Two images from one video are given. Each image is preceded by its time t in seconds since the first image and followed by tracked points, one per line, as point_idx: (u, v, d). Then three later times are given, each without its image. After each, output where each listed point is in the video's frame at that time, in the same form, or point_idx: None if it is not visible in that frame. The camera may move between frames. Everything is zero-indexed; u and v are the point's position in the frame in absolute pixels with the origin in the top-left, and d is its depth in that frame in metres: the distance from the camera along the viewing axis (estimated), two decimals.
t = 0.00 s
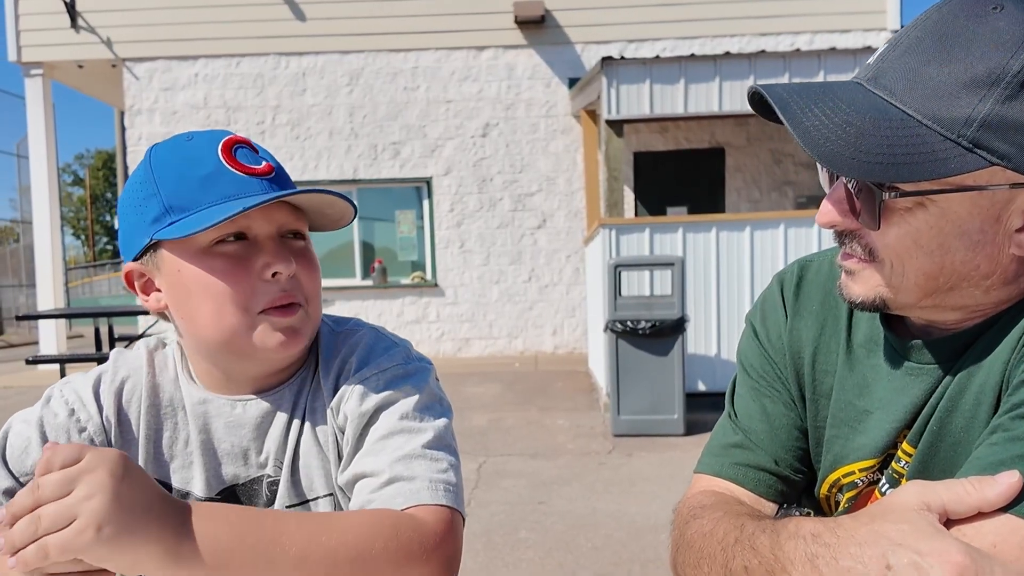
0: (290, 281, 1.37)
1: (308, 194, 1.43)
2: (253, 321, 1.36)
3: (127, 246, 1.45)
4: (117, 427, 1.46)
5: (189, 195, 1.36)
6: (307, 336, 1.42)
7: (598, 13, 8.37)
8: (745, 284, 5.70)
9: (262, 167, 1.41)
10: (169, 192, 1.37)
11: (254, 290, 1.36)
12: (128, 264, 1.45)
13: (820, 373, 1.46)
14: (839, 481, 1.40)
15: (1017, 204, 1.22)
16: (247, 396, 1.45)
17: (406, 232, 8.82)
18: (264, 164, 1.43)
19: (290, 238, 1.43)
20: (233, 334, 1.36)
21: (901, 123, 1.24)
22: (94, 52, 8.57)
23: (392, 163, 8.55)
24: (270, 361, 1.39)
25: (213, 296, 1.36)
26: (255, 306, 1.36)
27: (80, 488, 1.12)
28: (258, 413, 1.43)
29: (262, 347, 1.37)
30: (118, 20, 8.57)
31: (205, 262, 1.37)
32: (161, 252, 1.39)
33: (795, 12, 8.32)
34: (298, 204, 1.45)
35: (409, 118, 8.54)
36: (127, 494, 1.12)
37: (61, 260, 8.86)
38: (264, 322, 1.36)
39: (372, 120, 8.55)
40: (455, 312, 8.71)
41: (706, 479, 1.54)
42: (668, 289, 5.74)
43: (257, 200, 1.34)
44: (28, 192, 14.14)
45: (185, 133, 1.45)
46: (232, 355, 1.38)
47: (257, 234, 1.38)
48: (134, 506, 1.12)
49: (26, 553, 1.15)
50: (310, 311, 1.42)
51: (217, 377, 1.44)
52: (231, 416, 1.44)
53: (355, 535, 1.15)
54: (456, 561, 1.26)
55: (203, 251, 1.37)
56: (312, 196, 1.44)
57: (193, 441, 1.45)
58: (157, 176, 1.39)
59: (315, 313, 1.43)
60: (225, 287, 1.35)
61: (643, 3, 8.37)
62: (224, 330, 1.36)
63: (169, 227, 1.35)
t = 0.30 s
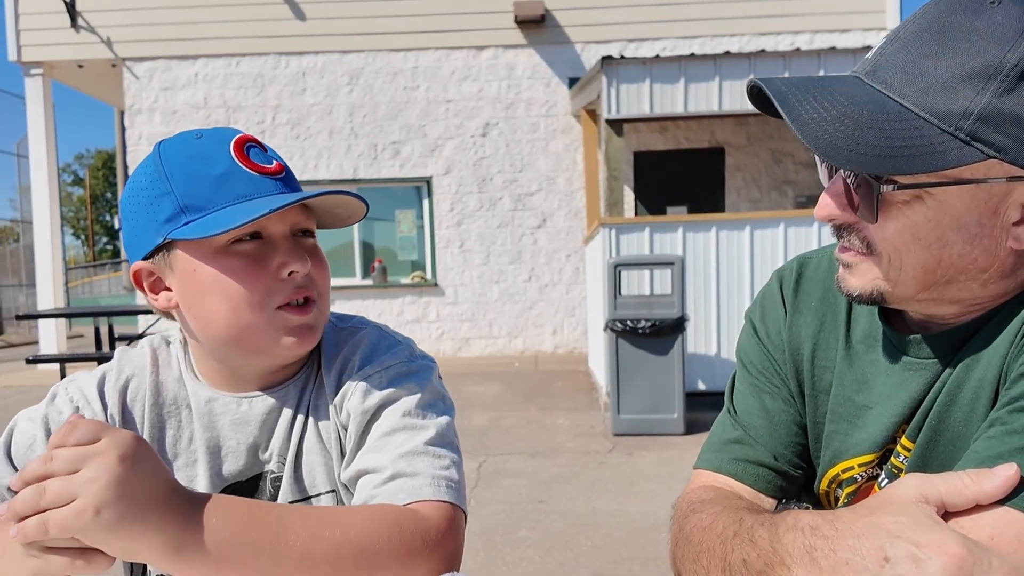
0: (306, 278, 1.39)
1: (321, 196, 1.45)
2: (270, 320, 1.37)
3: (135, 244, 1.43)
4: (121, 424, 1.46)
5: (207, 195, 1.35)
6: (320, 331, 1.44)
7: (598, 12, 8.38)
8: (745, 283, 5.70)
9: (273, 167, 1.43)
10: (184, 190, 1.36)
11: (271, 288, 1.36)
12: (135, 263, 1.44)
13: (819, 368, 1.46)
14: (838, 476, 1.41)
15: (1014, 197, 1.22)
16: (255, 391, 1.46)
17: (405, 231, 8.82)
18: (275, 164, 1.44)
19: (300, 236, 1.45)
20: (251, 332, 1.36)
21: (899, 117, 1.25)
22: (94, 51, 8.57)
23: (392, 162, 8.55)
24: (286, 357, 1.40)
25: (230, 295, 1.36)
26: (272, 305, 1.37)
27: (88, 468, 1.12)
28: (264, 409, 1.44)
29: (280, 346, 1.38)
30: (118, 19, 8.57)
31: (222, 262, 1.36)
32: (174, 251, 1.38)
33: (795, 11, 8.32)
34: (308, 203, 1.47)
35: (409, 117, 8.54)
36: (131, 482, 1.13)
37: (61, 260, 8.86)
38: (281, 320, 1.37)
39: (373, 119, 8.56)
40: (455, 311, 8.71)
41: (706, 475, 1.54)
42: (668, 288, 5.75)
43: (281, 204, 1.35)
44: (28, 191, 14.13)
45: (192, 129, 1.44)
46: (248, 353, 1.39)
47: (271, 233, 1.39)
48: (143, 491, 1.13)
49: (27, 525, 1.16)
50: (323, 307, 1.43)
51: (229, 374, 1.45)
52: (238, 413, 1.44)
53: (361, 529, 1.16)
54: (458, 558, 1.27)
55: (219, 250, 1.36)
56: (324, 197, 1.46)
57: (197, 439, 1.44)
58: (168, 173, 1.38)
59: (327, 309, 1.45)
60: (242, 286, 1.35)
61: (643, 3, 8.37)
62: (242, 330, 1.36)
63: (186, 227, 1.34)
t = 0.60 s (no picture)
0: (310, 274, 1.39)
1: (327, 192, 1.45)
2: (273, 314, 1.37)
3: (140, 235, 1.43)
4: (125, 418, 1.47)
5: (214, 187, 1.36)
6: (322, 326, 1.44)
7: (598, 11, 8.38)
8: (745, 282, 5.71)
9: (281, 161, 1.42)
10: (191, 182, 1.36)
11: (274, 283, 1.37)
12: (140, 252, 1.44)
13: (818, 362, 1.47)
14: (838, 469, 1.41)
15: (1014, 189, 1.23)
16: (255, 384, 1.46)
17: (405, 231, 8.82)
18: (284, 158, 1.44)
19: (306, 231, 1.44)
20: (254, 325, 1.37)
21: (901, 108, 1.25)
22: (95, 51, 8.58)
23: (392, 161, 8.55)
24: (287, 352, 1.41)
25: (233, 288, 1.36)
26: (275, 299, 1.37)
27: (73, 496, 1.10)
28: (267, 401, 1.44)
29: (282, 340, 1.38)
30: (118, 18, 8.57)
31: (228, 255, 1.37)
32: (179, 242, 1.39)
33: (795, 10, 8.33)
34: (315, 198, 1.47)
35: (409, 116, 8.55)
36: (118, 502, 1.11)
37: (61, 259, 8.87)
38: (284, 314, 1.38)
39: (373, 118, 8.56)
40: (454, 310, 8.72)
41: (706, 468, 1.54)
42: (668, 287, 5.76)
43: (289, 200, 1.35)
44: (27, 190, 14.14)
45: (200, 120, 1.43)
46: (250, 346, 1.39)
47: (277, 227, 1.39)
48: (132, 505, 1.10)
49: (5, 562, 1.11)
50: (326, 303, 1.44)
51: (231, 367, 1.45)
52: (241, 406, 1.44)
53: (367, 523, 1.17)
54: (457, 549, 1.27)
55: (224, 243, 1.36)
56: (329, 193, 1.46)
57: (200, 432, 1.45)
58: (176, 163, 1.38)
59: (329, 304, 1.45)
60: (246, 279, 1.36)
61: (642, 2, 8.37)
62: (245, 322, 1.37)
63: (193, 219, 1.34)
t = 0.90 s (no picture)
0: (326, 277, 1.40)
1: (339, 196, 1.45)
2: (291, 318, 1.38)
3: (152, 240, 1.41)
4: (133, 411, 1.47)
5: (230, 194, 1.35)
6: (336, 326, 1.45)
7: (598, 10, 8.37)
8: (745, 281, 5.71)
9: (290, 163, 1.42)
10: (206, 190, 1.35)
11: (291, 288, 1.37)
12: (152, 258, 1.43)
13: (820, 359, 1.47)
14: (839, 464, 1.41)
15: (1018, 186, 1.23)
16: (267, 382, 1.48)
17: (405, 230, 8.82)
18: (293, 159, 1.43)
19: (317, 232, 1.44)
20: (273, 330, 1.38)
21: (905, 105, 1.25)
22: (95, 50, 8.57)
23: (393, 160, 8.55)
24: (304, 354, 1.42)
25: (251, 295, 1.37)
26: (292, 303, 1.38)
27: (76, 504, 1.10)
28: (272, 396, 1.45)
29: (300, 343, 1.40)
30: (118, 17, 8.56)
31: (244, 263, 1.36)
32: (194, 250, 1.38)
33: (795, 9, 8.33)
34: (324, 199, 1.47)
35: (410, 115, 8.55)
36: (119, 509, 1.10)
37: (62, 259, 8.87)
38: (301, 318, 1.39)
39: (373, 118, 8.56)
40: (455, 310, 8.73)
41: (707, 463, 1.55)
42: (668, 286, 5.76)
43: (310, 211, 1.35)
44: (27, 190, 14.15)
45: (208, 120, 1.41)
46: (268, 350, 1.40)
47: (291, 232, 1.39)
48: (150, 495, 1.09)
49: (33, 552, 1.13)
50: (340, 302, 1.45)
51: (246, 367, 1.46)
52: (247, 401, 1.45)
53: (373, 519, 1.17)
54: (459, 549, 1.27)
55: (240, 251, 1.36)
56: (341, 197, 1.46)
57: (206, 426, 1.46)
58: (186, 169, 1.35)
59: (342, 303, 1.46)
60: (264, 285, 1.36)
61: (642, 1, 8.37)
62: (263, 328, 1.37)
63: (210, 229, 1.34)
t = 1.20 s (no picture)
0: (328, 267, 1.41)
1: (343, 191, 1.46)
2: (292, 307, 1.39)
3: (156, 229, 1.42)
4: (137, 405, 1.48)
5: (234, 184, 1.36)
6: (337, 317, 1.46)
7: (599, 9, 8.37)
8: (746, 280, 5.72)
9: (295, 156, 1.43)
10: (210, 178, 1.36)
11: (293, 277, 1.38)
12: (156, 247, 1.44)
13: (820, 352, 1.48)
14: (839, 457, 1.42)
15: (1016, 176, 1.23)
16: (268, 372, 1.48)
17: (406, 229, 8.83)
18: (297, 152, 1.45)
19: (320, 224, 1.45)
20: (273, 319, 1.38)
21: (906, 95, 1.26)
22: (96, 49, 8.59)
23: (393, 159, 8.56)
24: (305, 344, 1.43)
25: (253, 283, 1.37)
26: (293, 292, 1.39)
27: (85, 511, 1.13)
28: (275, 389, 1.45)
29: (300, 333, 1.40)
30: (119, 16, 8.57)
31: (247, 251, 1.37)
32: (198, 239, 1.39)
33: (796, 8, 8.33)
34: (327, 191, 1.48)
35: (410, 114, 8.55)
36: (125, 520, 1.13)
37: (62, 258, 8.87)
38: (302, 307, 1.39)
39: (374, 116, 8.56)
40: (455, 308, 8.74)
41: (707, 457, 1.56)
42: (668, 284, 5.77)
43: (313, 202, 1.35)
44: (28, 189, 14.16)
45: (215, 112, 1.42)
46: (268, 339, 1.41)
47: (294, 223, 1.40)
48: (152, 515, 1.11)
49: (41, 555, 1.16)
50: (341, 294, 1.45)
51: (247, 357, 1.47)
52: (250, 395, 1.46)
53: (371, 510, 1.18)
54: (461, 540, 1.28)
55: (243, 240, 1.37)
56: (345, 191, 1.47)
57: (209, 420, 1.46)
58: (191, 159, 1.37)
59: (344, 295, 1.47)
60: (265, 274, 1.37)
61: None
62: (264, 316, 1.38)
63: (214, 218, 1.35)
